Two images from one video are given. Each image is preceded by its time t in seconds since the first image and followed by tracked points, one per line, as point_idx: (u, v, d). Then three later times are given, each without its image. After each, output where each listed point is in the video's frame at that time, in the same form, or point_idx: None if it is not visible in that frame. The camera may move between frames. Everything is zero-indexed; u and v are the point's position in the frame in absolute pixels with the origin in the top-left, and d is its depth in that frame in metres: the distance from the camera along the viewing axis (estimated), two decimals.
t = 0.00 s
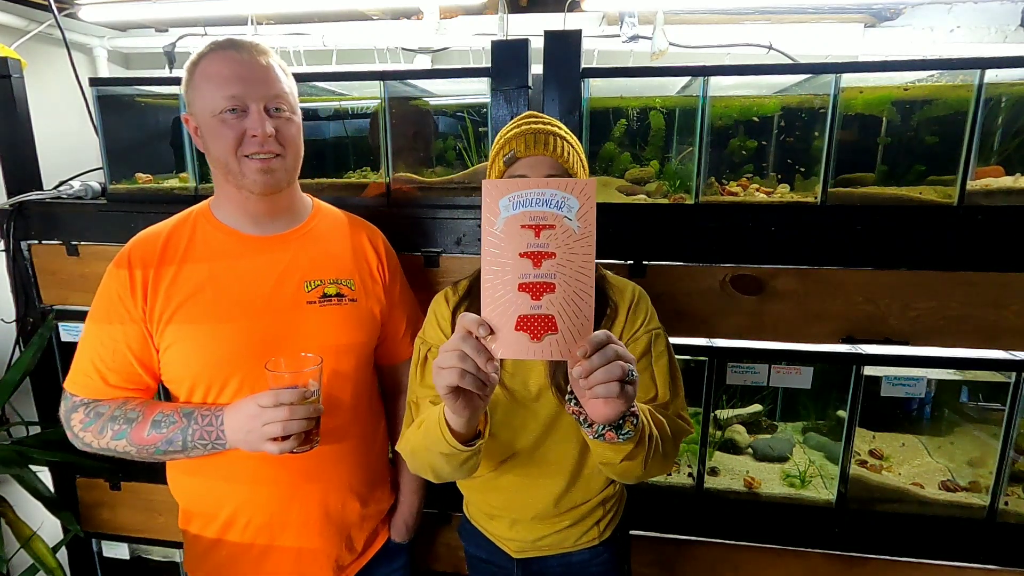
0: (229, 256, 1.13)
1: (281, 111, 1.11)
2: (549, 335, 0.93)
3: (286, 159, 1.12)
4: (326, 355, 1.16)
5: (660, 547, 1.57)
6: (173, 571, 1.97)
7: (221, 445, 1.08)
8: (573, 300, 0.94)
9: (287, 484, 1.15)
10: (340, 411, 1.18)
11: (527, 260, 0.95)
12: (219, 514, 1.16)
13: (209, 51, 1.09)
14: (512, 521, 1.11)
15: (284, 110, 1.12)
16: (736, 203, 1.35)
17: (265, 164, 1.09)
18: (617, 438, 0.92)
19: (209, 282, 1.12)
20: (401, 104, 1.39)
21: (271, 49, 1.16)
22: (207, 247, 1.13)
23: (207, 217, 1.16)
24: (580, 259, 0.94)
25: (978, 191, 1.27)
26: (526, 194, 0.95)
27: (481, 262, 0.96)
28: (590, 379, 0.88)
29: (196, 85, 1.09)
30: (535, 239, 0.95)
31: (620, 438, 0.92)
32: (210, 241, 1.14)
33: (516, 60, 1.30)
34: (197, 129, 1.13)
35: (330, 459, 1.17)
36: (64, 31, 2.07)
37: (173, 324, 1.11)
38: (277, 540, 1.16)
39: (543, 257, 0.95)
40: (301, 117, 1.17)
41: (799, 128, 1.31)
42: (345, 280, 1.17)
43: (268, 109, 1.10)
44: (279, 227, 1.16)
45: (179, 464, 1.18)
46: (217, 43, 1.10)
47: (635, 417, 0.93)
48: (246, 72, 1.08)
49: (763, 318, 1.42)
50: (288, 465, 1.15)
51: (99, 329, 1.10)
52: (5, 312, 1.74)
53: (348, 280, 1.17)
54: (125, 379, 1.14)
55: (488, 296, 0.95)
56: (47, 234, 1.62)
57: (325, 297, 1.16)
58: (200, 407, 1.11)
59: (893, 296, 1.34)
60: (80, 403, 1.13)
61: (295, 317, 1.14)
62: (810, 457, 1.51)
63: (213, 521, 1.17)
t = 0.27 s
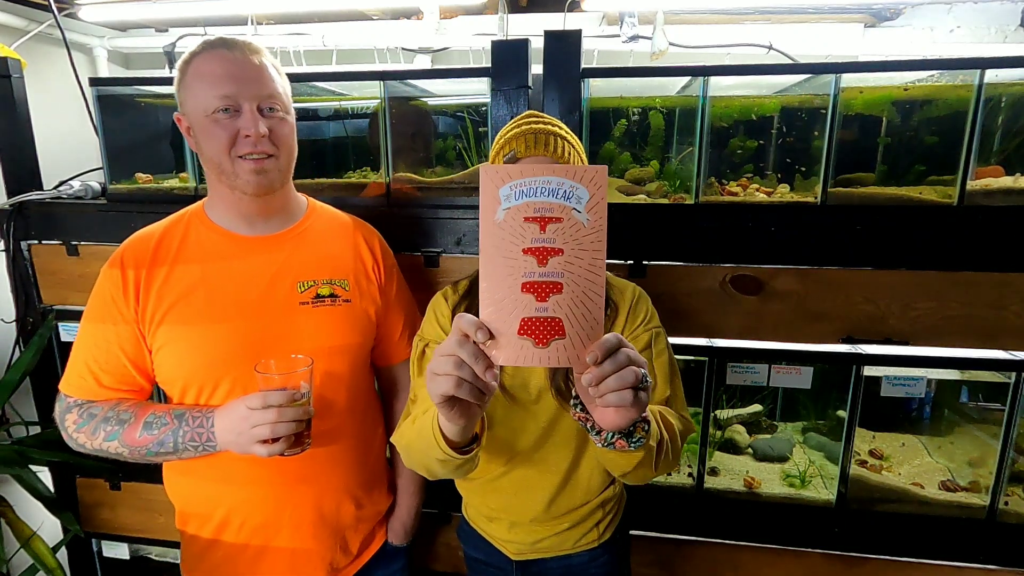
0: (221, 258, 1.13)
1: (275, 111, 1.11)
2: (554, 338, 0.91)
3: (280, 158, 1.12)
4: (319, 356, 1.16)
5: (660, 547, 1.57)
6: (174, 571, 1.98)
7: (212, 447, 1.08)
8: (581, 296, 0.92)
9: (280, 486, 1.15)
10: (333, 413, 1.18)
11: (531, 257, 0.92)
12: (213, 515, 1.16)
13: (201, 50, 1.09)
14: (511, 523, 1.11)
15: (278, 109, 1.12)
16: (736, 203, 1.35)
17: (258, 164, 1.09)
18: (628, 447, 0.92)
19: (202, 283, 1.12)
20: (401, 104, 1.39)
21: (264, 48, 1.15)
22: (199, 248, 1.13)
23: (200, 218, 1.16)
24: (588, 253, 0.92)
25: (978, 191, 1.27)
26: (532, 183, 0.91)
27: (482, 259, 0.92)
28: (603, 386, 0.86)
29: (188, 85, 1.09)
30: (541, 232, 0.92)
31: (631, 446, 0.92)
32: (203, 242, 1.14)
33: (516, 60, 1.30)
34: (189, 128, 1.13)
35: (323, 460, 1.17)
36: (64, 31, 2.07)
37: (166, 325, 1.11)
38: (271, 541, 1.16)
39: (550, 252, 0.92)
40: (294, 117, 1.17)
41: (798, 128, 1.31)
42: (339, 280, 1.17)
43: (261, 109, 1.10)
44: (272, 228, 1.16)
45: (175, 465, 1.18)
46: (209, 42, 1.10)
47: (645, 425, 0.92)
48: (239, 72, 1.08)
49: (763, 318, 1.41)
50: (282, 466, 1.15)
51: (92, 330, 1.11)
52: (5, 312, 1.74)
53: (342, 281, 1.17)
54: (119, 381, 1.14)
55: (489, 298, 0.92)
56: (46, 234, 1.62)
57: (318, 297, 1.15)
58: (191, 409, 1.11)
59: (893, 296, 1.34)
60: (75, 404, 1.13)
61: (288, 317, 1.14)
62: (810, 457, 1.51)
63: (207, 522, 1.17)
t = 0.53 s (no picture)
0: (215, 258, 1.13)
1: (270, 111, 1.12)
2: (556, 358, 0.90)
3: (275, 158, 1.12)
4: (314, 356, 1.16)
5: (660, 547, 1.57)
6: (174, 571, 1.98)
7: (204, 448, 1.08)
8: (583, 309, 0.90)
9: (274, 486, 1.15)
10: (327, 415, 1.18)
11: (530, 268, 0.90)
12: (208, 515, 1.17)
13: (194, 50, 1.09)
14: (511, 524, 1.11)
15: (272, 109, 1.12)
16: (736, 203, 1.35)
17: (254, 164, 1.09)
18: (643, 470, 0.93)
19: (196, 283, 1.12)
20: (401, 104, 1.39)
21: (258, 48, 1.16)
22: (192, 249, 1.13)
23: (194, 219, 1.16)
24: (590, 261, 0.90)
25: (978, 191, 1.27)
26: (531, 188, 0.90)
27: (477, 272, 0.91)
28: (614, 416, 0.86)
29: (182, 85, 1.09)
30: (541, 241, 0.90)
31: (646, 471, 0.93)
32: (196, 242, 1.13)
33: (516, 60, 1.30)
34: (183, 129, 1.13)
35: (317, 461, 1.17)
36: (64, 31, 2.07)
37: (160, 325, 1.11)
38: (266, 542, 1.16)
39: (551, 261, 0.90)
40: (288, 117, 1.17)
41: (799, 128, 1.31)
42: (334, 280, 1.17)
43: (256, 109, 1.10)
44: (266, 228, 1.16)
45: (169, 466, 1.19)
46: (202, 42, 1.10)
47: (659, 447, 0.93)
48: (234, 72, 1.08)
49: (763, 318, 1.41)
50: (275, 467, 1.15)
51: (86, 330, 1.11)
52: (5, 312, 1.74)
53: (336, 281, 1.17)
54: (114, 381, 1.14)
55: (486, 314, 0.90)
56: (47, 234, 1.62)
57: (313, 297, 1.15)
58: (184, 410, 1.11)
59: (893, 296, 1.34)
60: (70, 405, 1.14)
61: (282, 317, 1.14)
62: (810, 457, 1.51)
63: (202, 522, 1.17)
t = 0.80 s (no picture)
0: (210, 258, 1.12)
1: (262, 110, 1.12)
2: (560, 351, 0.88)
3: (267, 157, 1.12)
4: (308, 355, 1.16)
5: (660, 547, 1.57)
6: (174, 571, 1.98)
7: (199, 449, 1.08)
8: (589, 298, 0.89)
9: (269, 486, 1.15)
10: (322, 414, 1.18)
11: (536, 257, 0.89)
12: (204, 515, 1.17)
13: (185, 49, 1.09)
14: (513, 526, 1.11)
15: (264, 108, 1.12)
16: (736, 203, 1.35)
17: (246, 164, 1.09)
18: (656, 473, 0.95)
19: (190, 283, 1.12)
20: (401, 104, 1.40)
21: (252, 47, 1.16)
22: (187, 249, 1.13)
23: (188, 220, 1.16)
24: (597, 249, 0.89)
25: (978, 191, 1.27)
26: (540, 174, 0.88)
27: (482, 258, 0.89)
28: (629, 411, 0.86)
29: (173, 84, 1.09)
30: (549, 227, 0.89)
31: (660, 472, 0.95)
32: (190, 243, 1.13)
33: (516, 60, 1.30)
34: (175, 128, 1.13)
35: (313, 460, 1.17)
36: (64, 31, 2.07)
37: (154, 326, 1.11)
38: (262, 542, 1.17)
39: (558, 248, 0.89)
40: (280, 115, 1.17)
41: (799, 128, 1.31)
42: (328, 279, 1.17)
43: (247, 108, 1.10)
44: (260, 228, 1.16)
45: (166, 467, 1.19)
46: (193, 40, 1.10)
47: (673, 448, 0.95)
48: (225, 70, 1.08)
49: (763, 318, 1.41)
50: (271, 467, 1.14)
51: (80, 332, 1.11)
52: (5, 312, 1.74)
53: (331, 280, 1.17)
54: (109, 382, 1.14)
55: (490, 304, 0.89)
56: (47, 234, 1.62)
57: (307, 297, 1.15)
58: (179, 411, 1.11)
59: (893, 296, 1.34)
60: (66, 406, 1.14)
61: (277, 317, 1.14)
62: (810, 457, 1.51)
63: (199, 522, 1.18)
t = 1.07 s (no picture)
0: (204, 258, 1.12)
1: (257, 110, 1.12)
2: (565, 347, 0.87)
3: (263, 156, 1.12)
4: (304, 354, 1.16)
5: (660, 547, 1.57)
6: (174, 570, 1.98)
7: (195, 448, 1.08)
8: (593, 290, 0.87)
9: (266, 486, 1.15)
10: (318, 413, 1.18)
11: (538, 248, 0.87)
12: (201, 515, 1.17)
13: (179, 50, 1.09)
14: (517, 526, 1.10)
15: (259, 108, 1.12)
16: (736, 203, 1.35)
17: (242, 164, 1.10)
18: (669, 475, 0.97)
19: (185, 283, 1.12)
20: (401, 104, 1.39)
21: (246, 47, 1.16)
22: (182, 249, 1.13)
23: (184, 220, 1.16)
24: (601, 239, 0.87)
25: (978, 191, 1.27)
26: (542, 160, 0.87)
27: (482, 250, 0.88)
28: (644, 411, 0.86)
29: (168, 86, 1.09)
30: (550, 216, 0.87)
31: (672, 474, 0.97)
32: (185, 243, 1.13)
33: (516, 60, 1.30)
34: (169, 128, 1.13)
35: (309, 459, 1.17)
36: (64, 31, 2.07)
37: (149, 326, 1.11)
38: (260, 542, 1.17)
39: (560, 237, 0.87)
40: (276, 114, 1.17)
41: (799, 128, 1.31)
42: (323, 278, 1.17)
43: (243, 108, 1.10)
44: (256, 227, 1.16)
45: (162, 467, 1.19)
46: (186, 40, 1.10)
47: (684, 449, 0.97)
48: (220, 71, 1.08)
49: (763, 318, 1.41)
50: (267, 466, 1.14)
51: (75, 334, 1.11)
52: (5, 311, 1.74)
53: (326, 278, 1.17)
54: (104, 383, 1.14)
55: (491, 298, 0.87)
56: (47, 234, 1.62)
57: (302, 296, 1.15)
58: (175, 411, 1.11)
59: (893, 296, 1.34)
60: (62, 408, 1.14)
61: (272, 316, 1.14)
62: (809, 457, 1.51)
63: (196, 522, 1.18)
